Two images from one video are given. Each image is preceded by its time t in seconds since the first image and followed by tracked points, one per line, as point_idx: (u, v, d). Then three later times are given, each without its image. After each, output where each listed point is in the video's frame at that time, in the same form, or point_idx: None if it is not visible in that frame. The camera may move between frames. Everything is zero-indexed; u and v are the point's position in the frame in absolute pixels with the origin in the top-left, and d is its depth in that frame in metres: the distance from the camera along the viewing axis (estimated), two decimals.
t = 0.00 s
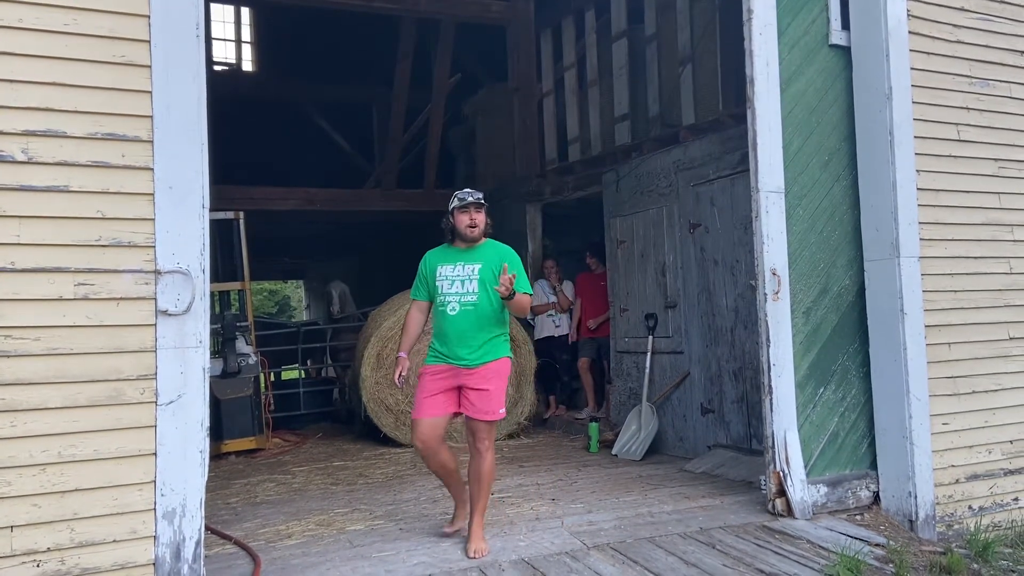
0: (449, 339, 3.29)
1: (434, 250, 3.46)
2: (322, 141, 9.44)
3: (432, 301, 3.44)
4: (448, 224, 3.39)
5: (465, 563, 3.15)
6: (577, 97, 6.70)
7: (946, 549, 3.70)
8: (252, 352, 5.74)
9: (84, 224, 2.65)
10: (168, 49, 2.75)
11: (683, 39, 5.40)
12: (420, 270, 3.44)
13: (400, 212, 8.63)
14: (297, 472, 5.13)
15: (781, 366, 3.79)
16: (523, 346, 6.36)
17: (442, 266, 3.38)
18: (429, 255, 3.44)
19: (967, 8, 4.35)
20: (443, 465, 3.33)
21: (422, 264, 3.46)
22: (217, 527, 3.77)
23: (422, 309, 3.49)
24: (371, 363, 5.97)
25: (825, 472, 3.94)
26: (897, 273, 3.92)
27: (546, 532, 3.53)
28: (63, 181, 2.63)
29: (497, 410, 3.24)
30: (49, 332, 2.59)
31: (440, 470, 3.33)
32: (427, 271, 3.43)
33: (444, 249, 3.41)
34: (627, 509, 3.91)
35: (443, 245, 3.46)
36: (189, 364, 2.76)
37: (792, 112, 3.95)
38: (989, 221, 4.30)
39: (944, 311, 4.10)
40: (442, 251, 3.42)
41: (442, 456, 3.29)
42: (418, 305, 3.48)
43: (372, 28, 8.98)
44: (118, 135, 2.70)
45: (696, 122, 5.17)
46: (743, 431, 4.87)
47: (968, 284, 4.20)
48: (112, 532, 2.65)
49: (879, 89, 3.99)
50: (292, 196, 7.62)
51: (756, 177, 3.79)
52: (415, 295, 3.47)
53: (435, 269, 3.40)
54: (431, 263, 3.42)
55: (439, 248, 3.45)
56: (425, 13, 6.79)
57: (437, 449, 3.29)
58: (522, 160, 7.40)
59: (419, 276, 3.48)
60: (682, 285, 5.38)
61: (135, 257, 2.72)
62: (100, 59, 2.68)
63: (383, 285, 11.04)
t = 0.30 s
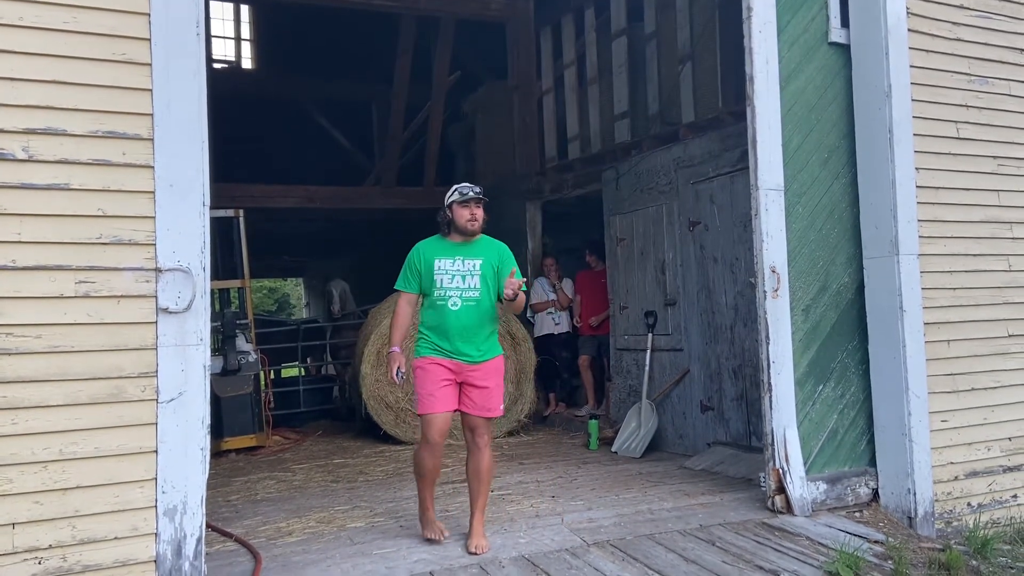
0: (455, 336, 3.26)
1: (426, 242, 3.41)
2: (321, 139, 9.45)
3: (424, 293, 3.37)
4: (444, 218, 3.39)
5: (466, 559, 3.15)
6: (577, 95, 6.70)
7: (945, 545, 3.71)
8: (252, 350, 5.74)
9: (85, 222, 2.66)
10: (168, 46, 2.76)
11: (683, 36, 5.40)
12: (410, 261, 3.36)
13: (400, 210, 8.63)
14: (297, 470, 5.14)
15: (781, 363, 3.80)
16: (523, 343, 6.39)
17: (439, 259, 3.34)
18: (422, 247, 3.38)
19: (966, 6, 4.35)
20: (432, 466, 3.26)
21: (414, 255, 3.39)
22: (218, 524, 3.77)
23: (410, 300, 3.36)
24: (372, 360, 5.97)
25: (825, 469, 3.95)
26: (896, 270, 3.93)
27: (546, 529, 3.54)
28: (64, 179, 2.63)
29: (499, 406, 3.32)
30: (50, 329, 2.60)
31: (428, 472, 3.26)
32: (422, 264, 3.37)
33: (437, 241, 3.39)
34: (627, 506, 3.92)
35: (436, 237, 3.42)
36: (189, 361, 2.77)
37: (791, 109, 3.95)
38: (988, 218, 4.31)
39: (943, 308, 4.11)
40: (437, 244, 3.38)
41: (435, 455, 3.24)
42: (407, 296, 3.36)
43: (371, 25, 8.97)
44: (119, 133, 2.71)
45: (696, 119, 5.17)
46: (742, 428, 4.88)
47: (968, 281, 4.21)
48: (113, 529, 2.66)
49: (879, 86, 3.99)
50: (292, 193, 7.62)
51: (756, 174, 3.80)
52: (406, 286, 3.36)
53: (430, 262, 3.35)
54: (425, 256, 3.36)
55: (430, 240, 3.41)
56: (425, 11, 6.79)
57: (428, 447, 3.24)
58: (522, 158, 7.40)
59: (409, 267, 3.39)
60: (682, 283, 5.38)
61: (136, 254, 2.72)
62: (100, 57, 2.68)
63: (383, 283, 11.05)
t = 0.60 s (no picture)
0: (455, 334, 3.29)
1: (409, 238, 3.33)
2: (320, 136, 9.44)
3: (411, 292, 3.31)
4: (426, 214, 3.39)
5: (466, 556, 3.16)
6: (576, 92, 6.70)
7: (944, 542, 3.72)
8: (252, 347, 5.73)
9: (84, 219, 2.65)
10: (168, 43, 2.75)
11: (682, 33, 5.40)
12: (398, 259, 3.26)
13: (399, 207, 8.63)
14: (297, 467, 5.14)
15: (780, 360, 3.80)
16: (523, 340, 6.40)
17: (429, 257, 3.32)
18: (408, 243, 3.30)
19: (965, 3, 4.35)
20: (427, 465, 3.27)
21: (401, 252, 3.28)
22: (218, 521, 3.78)
23: (396, 299, 3.27)
24: (371, 358, 5.98)
25: (824, 466, 3.95)
26: (896, 267, 3.93)
27: (546, 526, 3.55)
28: (63, 176, 2.63)
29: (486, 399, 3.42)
30: (49, 327, 2.60)
31: (423, 470, 3.28)
32: (411, 261, 3.28)
33: (421, 237, 3.35)
34: (627, 503, 3.92)
35: (418, 232, 3.38)
36: (189, 359, 2.77)
37: (791, 106, 3.95)
38: (987, 215, 4.31)
39: (942, 306, 4.12)
40: (423, 240, 3.34)
41: (430, 454, 3.26)
42: (395, 295, 3.26)
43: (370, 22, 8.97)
44: (118, 130, 2.70)
45: (696, 116, 5.17)
46: (742, 425, 4.88)
47: (967, 278, 4.22)
48: (113, 526, 2.66)
49: (878, 84, 3.99)
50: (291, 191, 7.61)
51: (755, 172, 3.80)
52: (393, 285, 3.26)
53: (422, 259, 3.30)
54: (415, 254, 3.29)
55: (412, 234, 3.35)
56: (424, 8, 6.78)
57: (422, 445, 3.26)
58: (521, 155, 7.40)
59: (394, 265, 3.27)
60: (681, 280, 5.39)
61: (135, 252, 2.72)
62: (99, 54, 2.67)
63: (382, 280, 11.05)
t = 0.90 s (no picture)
0: (454, 329, 3.34)
1: (403, 236, 3.30)
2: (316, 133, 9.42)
3: (408, 290, 3.30)
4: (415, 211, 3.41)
5: (464, 554, 3.15)
6: (574, 89, 6.69)
7: (941, 539, 3.72)
8: (249, 345, 5.70)
9: (81, 216, 2.64)
10: (164, 39, 2.74)
11: (679, 30, 5.39)
12: (395, 259, 3.23)
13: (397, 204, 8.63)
14: (294, 464, 5.13)
15: (777, 357, 3.80)
16: (521, 338, 6.39)
17: (424, 255, 3.32)
18: (404, 242, 3.27)
19: None
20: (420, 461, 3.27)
21: (398, 250, 3.25)
22: (216, 519, 3.77)
23: (394, 298, 3.24)
24: (368, 355, 5.98)
25: (822, 463, 3.95)
26: (893, 264, 3.93)
27: (544, 523, 3.55)
28: (60, 173, 2.62)
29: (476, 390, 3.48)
30: (46, 324, 2.59)
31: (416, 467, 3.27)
32: (409, 260, 3.27)
33: (413, 233, 3.35)
34: (624, 501, 3.92)
35: (409, 228, 3.37)
36: (186, 356, 2.76)
37: (789, 103, 3.95)
38: (985, 212, 4.31)
39: (940, 303, 4.12)
40: (416, 238, 3.33)
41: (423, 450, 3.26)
42: (393, 293, 3.23)
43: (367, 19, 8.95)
44: (114, 126, 2.69)
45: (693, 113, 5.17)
46: (739, 423, 4.89)
47: (964, 275, 4.22)
48: (111, 524, 2.65)
49: (876, 81, 3.99)
50: (287, 188, 7.59)
51: (753, 169, 3.79)
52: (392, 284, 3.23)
53: (418, 258, 3.30)
54: (412, 252, 3.28)
55: (402, 231, 3.33)
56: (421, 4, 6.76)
57: (416, 441, 3.26)
58: (518, 152, 7.39)
59: (391, 264, 3.23)
60: (679, 277, 5.38)
61: (132, 249, 2.71)
62: (95, 50, 2.66)
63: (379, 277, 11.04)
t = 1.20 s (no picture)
0: (458, 327, 3.38)
1: (408, 231, 3.31)
2: (312, 130, 9.40)
3: (413, 285, 3.31)
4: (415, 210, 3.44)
5: (460, 551, 3.15)
6: (571, 86, 6.68)
7: (937, 536, 3.72)
8: (244, 342, 5.70)
9: (75, 213, 2.63)
10: (158, 35, 2.73)
11: (676, 27, 5.39)
12: (403, 254, 3.24)
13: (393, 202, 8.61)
14: (290, 462, 5.13)
15: (773, 355, 3.80)
16: (517, 335, 6.38)
17: (429, 251, 3.35)
18: (410, 238, 3.29)
19: None
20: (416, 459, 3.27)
21: (405, 246, 3.27)
22: (211, 517, 3.76)
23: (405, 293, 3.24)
24: (364, 353, 5.96)
25: (818, 460, 3.96)
26: (889, 262, 3.93)
27: (540, 520, 3.54)
28: (53, 170, 2.60)
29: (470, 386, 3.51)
30: (40, 322, 2.57)
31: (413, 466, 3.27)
32: (416, 255, 3.29)
33: (416, 230, 3.36)
34: (621, 498, 3.92)
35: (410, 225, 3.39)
36: (181, 353, 2.76)
37: (785, 100, 3.95)
38: (981, 210, 4.31)
39: (936, 300, 4.12)
40: (420, 234, 3.35)
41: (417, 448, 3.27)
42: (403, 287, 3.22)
43: (364, 16, 8.93)
44: (108, 123, 2.68)
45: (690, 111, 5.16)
46: (735, 420, 4.89)
47: (960, 272, 4.22)
48: (105, 522, 2.64)
49: (872, 78, 3.99)
50: (283, 185, 7.57)
51: (749, 166, 3.79)
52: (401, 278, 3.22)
53: (425, 253, 3.32)
54: (418, 247, 3.30)
55: (404, 227, 3.35)
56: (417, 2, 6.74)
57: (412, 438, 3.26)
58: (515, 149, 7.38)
59: (400, 259, 3.24)
60: (675, 274, 5.38)
61: (126, 246, 2.70)
62: (88, 47, 2.65)
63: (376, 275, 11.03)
